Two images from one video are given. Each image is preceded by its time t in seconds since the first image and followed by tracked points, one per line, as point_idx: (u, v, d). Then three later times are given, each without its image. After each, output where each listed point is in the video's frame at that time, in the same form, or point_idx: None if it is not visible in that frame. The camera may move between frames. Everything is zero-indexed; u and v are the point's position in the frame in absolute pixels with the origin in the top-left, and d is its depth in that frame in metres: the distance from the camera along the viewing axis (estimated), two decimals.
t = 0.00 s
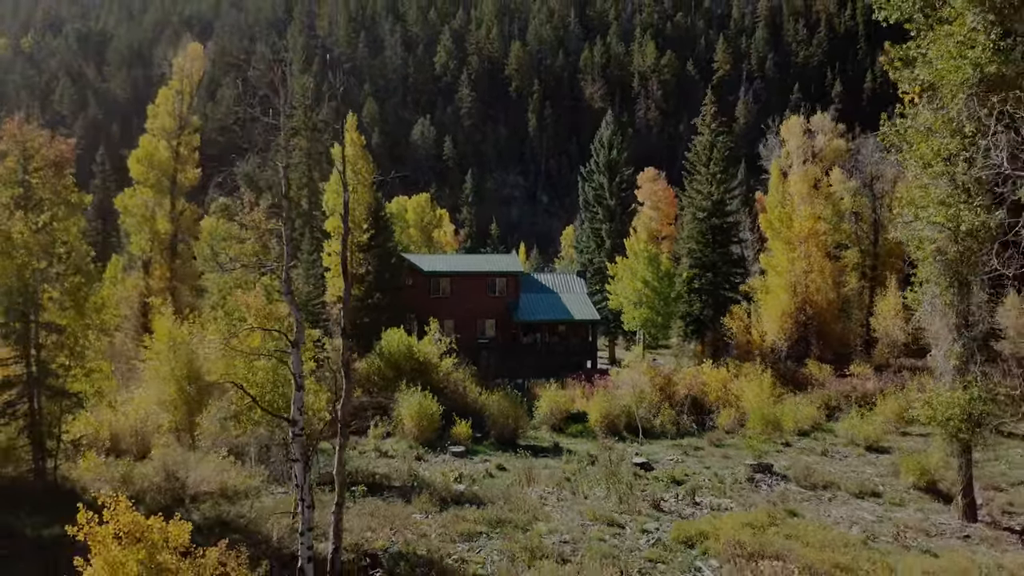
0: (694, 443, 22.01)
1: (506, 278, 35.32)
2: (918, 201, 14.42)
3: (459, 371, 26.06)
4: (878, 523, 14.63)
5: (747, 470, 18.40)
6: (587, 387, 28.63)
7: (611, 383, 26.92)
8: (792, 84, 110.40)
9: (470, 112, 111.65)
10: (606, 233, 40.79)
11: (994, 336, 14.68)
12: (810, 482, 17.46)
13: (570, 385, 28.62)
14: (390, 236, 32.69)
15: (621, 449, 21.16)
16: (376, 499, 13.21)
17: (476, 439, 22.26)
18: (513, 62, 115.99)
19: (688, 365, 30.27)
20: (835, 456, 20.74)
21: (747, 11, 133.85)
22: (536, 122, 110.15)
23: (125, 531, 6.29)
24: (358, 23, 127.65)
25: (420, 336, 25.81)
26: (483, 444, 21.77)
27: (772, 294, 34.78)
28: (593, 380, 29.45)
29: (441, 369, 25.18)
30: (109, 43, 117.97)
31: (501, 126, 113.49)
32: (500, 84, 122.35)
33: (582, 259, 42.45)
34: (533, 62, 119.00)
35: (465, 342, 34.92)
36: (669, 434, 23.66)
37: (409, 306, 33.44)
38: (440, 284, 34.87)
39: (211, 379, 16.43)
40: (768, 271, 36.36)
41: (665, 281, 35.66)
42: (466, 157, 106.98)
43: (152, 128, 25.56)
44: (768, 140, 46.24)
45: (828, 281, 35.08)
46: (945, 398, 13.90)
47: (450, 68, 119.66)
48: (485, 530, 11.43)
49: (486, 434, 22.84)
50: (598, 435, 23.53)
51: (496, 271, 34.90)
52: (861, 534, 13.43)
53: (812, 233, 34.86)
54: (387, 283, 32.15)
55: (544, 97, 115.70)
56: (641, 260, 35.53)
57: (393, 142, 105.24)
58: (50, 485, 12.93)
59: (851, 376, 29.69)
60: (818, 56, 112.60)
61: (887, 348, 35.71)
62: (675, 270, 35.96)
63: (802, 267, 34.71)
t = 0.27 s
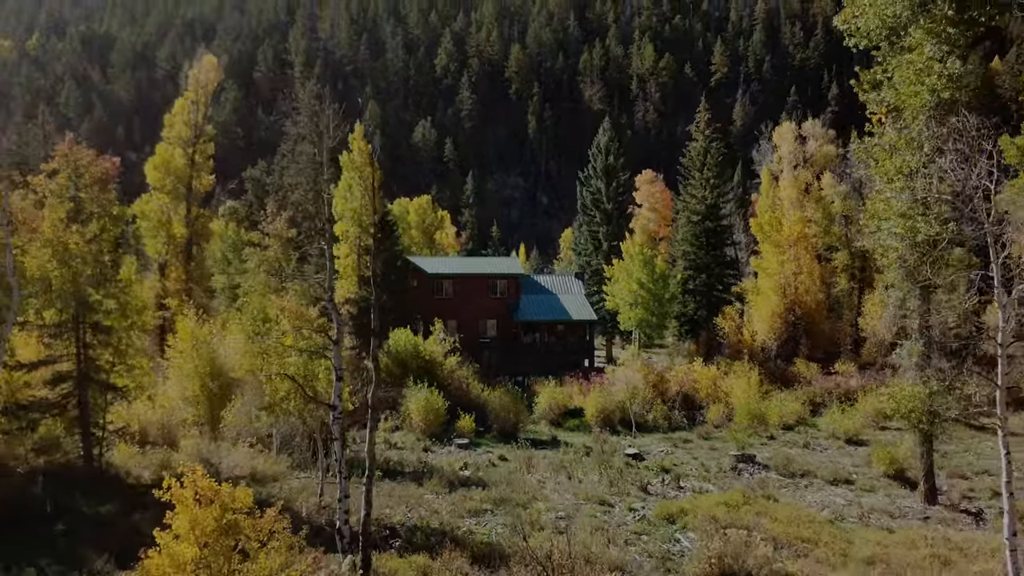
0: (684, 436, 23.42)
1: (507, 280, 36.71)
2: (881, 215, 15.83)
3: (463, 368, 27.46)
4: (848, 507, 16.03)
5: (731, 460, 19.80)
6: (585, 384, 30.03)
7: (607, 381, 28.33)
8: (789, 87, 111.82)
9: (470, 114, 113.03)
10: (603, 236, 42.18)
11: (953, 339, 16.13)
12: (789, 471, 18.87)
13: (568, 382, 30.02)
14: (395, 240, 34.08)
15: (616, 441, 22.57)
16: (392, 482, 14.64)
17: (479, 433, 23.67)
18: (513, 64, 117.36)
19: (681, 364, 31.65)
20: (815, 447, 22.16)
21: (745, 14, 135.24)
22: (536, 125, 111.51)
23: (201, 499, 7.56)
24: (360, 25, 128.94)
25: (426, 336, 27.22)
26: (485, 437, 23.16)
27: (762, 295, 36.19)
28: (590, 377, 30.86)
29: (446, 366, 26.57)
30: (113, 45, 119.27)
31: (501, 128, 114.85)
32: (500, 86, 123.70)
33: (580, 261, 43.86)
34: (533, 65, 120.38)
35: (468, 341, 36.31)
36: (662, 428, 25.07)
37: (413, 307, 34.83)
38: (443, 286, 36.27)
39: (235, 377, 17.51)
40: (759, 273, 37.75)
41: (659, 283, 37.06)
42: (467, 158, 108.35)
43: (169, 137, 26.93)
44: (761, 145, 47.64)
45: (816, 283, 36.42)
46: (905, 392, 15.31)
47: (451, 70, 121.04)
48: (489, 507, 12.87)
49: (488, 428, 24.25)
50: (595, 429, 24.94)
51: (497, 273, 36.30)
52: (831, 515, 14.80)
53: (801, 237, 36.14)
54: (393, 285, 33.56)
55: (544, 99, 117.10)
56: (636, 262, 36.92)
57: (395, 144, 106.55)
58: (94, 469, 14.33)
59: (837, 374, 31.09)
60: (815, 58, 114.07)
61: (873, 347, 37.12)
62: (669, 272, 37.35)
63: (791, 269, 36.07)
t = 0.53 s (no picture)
0: (675, 431, 24.88)
1: (507, 282, 38.15)
2: (850, 226, 17.31)
3: (466, 367, 28.84)
4: (820, 494, 17.44)
5: (718, 453, 21.28)
6: (583, 382, 31.42)
7: (604, 379, 29.78)
8: (786, 89, 113.30)
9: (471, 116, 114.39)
10: (600, 239, 43.63)
11: (914, 340, 17.70)
12: (770, 462, 20.32)
13: (567, 380, 31.42)
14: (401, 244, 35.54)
15: (610, 435, 24.05)
16: (404, 469, 16.10)
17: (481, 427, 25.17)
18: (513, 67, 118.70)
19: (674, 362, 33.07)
20: (798, 440, 23.63)
21: (743, 16, 136.46)
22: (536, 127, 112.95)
23: (254, 475, 8.95)
24: (362, 28, 130.27)
25: (431, 337, 28.68)
26: (488, 431, 24.72)
27: (754, 296, 37.63)
28: (587, 376, 32.31)
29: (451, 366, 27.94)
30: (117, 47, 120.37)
31: (501, 130, 116.30)
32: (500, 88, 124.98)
33: (579, 263, 45.32)
34: (533, 68, 121.86)
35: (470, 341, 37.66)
36: (654, 423, 26.54)
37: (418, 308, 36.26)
38: (447, 288, 37.63)
39: (255, 374, 18.85)
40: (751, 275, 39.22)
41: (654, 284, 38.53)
42: (467, 160, 109.71)
43: (185, 146, 28.30)
44: (753, 151, 49.14)
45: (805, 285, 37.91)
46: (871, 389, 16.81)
47: (452, 73, 122.41)
48: (493, 491, 14.36)
49: (490, 423, 25.70)
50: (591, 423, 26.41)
51: (499, 276, 37.71)
52: (803, 500, 16.22)
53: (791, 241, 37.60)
54: (399, 287, 35.05)
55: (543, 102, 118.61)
56: (632, 265, 38.40)
57: (398, 147, 107.91)
58: (133, 457, 15.79)
59: (823, 372, 32.54)
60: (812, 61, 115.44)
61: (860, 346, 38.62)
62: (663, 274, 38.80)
63: (781, 272, 37.47)
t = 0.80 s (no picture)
0: (668, 427, 26.34)
1: (507, 285, 39.60)
2: (825, 236, 18.80)
3: (469, 367, 30.29)
4: (798, 483, 18.87)
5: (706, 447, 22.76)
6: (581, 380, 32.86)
7: (601, 378, 31.23)
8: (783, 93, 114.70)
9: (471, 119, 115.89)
10: (598, 242, 45.12)
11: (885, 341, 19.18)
12: (754, 456, 21.78)
13: (566, 379, 32.88)
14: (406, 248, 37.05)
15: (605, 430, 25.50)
16: (415, 460, 17.55)
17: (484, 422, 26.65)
18: (513, 70, 120.24)
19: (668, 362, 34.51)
20: (782, 435, 25.09)
21: (741, 19, 137.86)
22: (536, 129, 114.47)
23: (291, 460, 10.33)
24: (364, 32, 131.78)
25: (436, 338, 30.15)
26: (490, 426, 26.20)
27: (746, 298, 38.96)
28: (584, 375, 33.73)
29: (455, 365, 29.38)
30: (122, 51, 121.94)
31: (501, 132, 117.81)
32: (500, 91, 126.48)
33: (577, 265, 46.82)
34: (533, 71, 123.43)
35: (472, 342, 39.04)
36: (648, 419, 28.01)
37: (422, 310, 37.74)
38: (450, 290, 39.04)
39: (274, 373, 20.32)
40: (743, 277, 40.65)
41: (649, 286, 39.98)
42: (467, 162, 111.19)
43: (201, 156, 29.81)
44: (747, 157, 50.67)
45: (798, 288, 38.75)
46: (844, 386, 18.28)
47: (453, 76, 123.89)
48: (497, 479, 15.83)
49: (493, 420, 27.17)
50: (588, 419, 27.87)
51: (500, 279, 39.15)
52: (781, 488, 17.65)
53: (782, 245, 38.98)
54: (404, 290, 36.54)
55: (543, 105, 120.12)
56: (628, 268, 39.87)
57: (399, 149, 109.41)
58: (167, 449, 17.25)
59: (810, 371, 33.99)
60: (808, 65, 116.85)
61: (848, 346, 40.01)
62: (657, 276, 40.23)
63: (772, 276, 38.62)
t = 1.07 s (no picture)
0: (659, 423, 27.83)
1: (507, 288, 41.01)
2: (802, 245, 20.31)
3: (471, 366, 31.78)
4: (778, 474, 20.35)
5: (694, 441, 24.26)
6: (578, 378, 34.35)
7: (597, 376, 32.74)
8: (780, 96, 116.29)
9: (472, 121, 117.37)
10: (595, 246, 46.60)
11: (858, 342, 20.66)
12: (738, 449, 23.28)
13: (563, 377, 34.36)
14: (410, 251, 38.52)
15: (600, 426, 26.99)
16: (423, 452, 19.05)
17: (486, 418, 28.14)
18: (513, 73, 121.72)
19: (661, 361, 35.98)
20: (767, 431, 26.61)
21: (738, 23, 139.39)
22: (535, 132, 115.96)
23: (319, 447, 11.86)
24: (365, 35, 133.24)
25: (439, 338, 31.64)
26: (491, 422, 27.69)
27: (737, 300, 40.47)
28: (582, 373, 35.20)
29: (457, 364, 30.86)
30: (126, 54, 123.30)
31: (501, 135, 119.29)
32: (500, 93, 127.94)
33: (575, 268, 48.30)
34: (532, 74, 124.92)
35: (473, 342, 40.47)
36: (641, 415, 29.51)
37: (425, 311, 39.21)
38: (452, 293, 40.38)
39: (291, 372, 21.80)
40: (735, 280, 42.15)
41: (644, 289, 41.45)
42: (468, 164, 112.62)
43: (215, 164, 31.24)
44: (740, 162, 52.20)
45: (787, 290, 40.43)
46: (820, 383, 19.74)
47: (453, 78, 125.34)
48: (499, 468, 17.35)
49: (493, 416, 28.65)
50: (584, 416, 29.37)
51: (501, 282, 40.55)
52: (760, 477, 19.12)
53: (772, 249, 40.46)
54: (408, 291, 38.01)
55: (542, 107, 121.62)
56: (624, 271, 41.34)
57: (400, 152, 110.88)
58: (194, 443, 18.81)
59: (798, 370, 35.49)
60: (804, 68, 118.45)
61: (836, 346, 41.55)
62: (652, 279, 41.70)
63: (763, 278, 40.25)
